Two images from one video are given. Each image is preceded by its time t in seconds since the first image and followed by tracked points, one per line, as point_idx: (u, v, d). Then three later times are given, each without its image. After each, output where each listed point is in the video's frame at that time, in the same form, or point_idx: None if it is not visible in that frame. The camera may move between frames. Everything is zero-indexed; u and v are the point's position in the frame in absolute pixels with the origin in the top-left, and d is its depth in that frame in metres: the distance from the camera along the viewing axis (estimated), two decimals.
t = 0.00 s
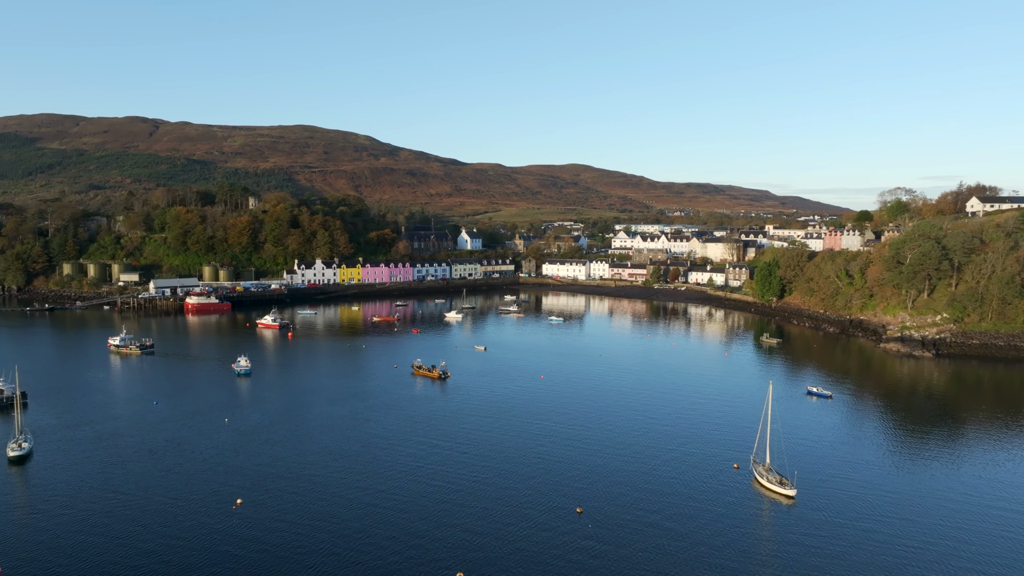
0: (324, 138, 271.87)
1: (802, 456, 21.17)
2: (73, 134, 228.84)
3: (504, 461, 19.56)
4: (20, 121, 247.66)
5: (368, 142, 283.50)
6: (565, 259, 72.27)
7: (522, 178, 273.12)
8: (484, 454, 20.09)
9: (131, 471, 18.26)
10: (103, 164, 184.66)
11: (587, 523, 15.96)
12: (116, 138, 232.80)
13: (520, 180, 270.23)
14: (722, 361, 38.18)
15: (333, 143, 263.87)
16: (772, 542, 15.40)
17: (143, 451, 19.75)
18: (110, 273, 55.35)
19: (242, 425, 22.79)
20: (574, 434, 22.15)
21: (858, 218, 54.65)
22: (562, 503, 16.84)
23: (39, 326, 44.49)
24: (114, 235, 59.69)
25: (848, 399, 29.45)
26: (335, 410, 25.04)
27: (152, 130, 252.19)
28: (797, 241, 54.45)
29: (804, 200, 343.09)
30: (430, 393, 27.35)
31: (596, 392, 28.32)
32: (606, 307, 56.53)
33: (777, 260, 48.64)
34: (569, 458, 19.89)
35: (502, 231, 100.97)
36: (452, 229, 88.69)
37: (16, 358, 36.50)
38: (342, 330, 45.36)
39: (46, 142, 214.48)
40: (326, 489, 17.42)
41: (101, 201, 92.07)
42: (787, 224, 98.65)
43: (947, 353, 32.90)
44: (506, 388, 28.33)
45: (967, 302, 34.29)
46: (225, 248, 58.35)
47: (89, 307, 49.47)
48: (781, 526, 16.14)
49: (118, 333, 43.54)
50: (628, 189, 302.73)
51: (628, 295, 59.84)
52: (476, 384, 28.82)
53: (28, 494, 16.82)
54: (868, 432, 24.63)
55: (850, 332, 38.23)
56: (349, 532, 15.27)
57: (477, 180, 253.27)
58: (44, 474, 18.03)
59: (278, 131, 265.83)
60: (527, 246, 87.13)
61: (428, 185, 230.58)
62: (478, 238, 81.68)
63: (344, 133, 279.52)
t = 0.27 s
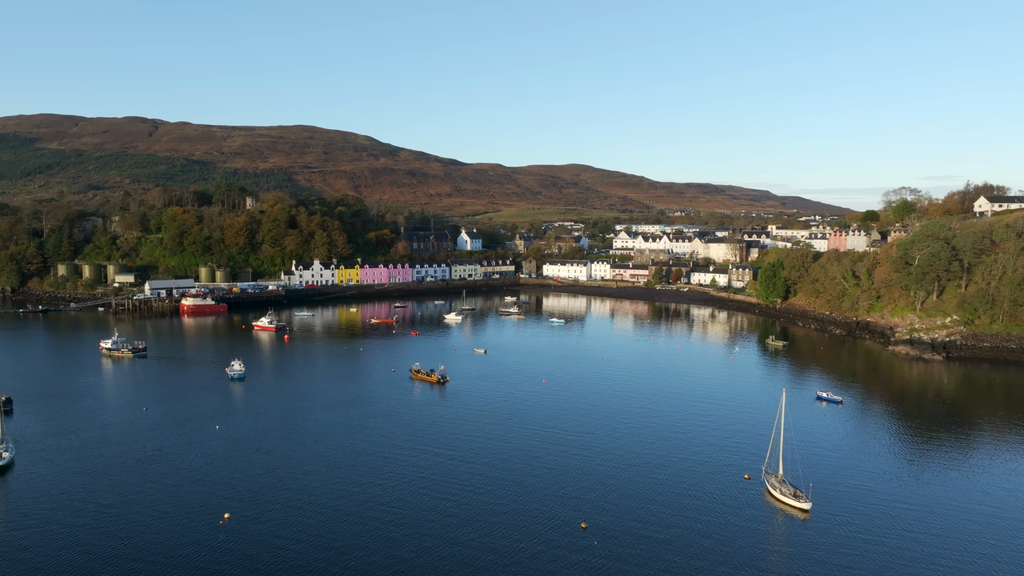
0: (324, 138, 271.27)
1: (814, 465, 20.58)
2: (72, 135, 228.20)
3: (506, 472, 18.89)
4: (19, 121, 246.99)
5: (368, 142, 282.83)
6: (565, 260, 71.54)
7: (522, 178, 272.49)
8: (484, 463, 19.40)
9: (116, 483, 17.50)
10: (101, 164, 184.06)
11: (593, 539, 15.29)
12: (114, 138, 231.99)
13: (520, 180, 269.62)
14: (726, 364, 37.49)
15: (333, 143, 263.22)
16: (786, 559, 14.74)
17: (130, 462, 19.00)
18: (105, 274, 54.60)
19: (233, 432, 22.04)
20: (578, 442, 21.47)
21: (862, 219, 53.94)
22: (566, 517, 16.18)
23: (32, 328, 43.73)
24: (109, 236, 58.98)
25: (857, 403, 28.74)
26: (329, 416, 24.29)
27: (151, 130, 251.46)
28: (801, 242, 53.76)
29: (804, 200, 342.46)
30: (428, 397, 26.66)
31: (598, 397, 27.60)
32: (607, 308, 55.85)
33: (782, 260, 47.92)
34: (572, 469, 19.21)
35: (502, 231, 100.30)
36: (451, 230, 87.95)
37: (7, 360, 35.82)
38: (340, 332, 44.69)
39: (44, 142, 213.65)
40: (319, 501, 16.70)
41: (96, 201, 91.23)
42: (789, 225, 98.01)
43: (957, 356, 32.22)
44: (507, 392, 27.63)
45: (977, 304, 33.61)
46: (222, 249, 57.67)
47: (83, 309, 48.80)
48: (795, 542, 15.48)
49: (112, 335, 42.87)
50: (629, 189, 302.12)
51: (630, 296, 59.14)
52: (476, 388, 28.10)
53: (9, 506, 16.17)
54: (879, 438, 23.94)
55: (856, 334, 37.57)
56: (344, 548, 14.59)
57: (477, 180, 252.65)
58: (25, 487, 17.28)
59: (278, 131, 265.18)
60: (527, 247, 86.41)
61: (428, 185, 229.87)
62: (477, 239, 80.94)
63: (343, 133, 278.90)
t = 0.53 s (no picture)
0: (323, 138, 270.69)
1: (829, 473, 19.83)
2: (71, 135, 227.59)
3: (507, 483, 18.22)
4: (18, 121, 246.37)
5: (367, 142, 282.17)
6: (566, 260, 70.84)
7: (522, 178, 271.92)
8: (484, 474, 18.73)
9: (100, 497, 16.77)
10: (100, 164, 183.50)
11: (600, 557, 14.62)
12: (114, 138, 231.28)
13: (520, 180, 269.07)
14: (730, 366, 36.82)
15: (332, 143, 262.63)
16: None
17: (114, 474, 18.24)
18: (100, 275, 53.92)
19: (222, 440, 21.30)
20: (580, 451, 20.78)
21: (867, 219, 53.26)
22: (571, 533, 15.50)
23: (25, 330, 43.04)
24: (105, 236, 58.28)
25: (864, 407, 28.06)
26: (322, 421, 23.58)
27: (150, 130, 250.82)
28: (805, 242, 53.08)
29: (805, 200, 341.98)
30: (427, 402, 25.98)
31: (600, 402, 26.90)
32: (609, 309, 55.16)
33: (786, 261, 47.24)
34: (575, 480, 18.53)
35: (502, 232, 99.66)
36: (451, 230, 87.25)
37: None
38: (338, 334, 44.01)
39: (43, 142, 212.94)
40: (312, 516, 15.99)
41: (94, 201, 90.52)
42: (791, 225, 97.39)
43: (968, 358, 31.52)
44: (506, 397, 26.94)
45: (988, 305, 32.93)
46: (219, 250, 57.00)
47: (78, 310, 48.12)
48: (811, 559, 14.80)
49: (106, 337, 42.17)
50: (629, 190, 301.56)
51: (631, 297, 58.46)
52: (475, 393, 27.41)
53: None
54: (890, 441, 23.23)
55: (864, 336, 36.90)
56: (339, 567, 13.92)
57: (477, 180, 252.10)
58: (5, 502, 16.54)
59: (277, 131, 264.56)
60: (528, 247, 85.69)
61: (428, 185, 229.12)
62: (477, 239, 80.24)
63: (343, 133, 278.35)
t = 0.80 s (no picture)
0: (323, 138, 270.09)
1: (843, 481, 19.25)
2: (70, 135, 227.02)
3: (508, 494, 17.57)
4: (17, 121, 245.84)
5: (367, 142, 281.52)
6: (567, 261, 70.20)
7: (522, 178, 271.31)
8: (484, 485, 18.09)
9: (83, 512, 16.06)
10: (99, 164, 182.94)
11: None
12: (113, 138, 230.59)
13: (520, 180, 268.47)
14: (734, 368, 36.18)
15: (332, 144, 262.02)
16: None
17: (98, 486, 17.53)
18: (95, 276, 53.25)
19: (212, 448, 20.61)
20: (584, 460, 20.14)
21: (872, 220, 52.64)
22: (575, 550, 14.85)
23: (17, 332, 42.34)
24: (100, 237, 57.60)
25: (873, 411, 27.42)
26: (316, 426, 22.91)
27: (150, 130, 250.27)
28: (809, 242, 52.40)
29: (805, 200, 341.40)
30: (426, 407, 25.34)
31: (602, 407, 26.27)
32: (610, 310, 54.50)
33: (790, 262, 46.55)
34: (579, 491, 17.90)
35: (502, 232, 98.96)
36: (450, 230, 86.57)
37: None
38: (336, 336, 43.35)
39: (41, 142, 212.26)
40: (305, 531, 15.33)
41: (90, 202, 89.82)
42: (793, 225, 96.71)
43: (979, 362, 30.87)
44: (506, 401, 26.31)
45: (999, 307, 32.28)
46: (215, 250, 56.33)
47: (72, 312, 47.46)
48: None
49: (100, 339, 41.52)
50: (629, 190, 300.95)
51: (633, 298, 57.79)
52: (474, 397, 26.76)
53: None
54: (902, 446, 22.60)
55: (871, 338, 36.26)
56: None
57: (477, 180, 251.48)
58: None
59: (277, 131, 263.99)
60: (528, 248, 85.03)
61: (428, 185, 228.44)
62: (477, 239, 79.58)
63: (343, 133, 277.74)
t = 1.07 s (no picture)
0: (323, 139, 269.56)
1: (859, 490, 18.56)
2: (69, 135, 226.34)
3: (509, 509, 16.83)
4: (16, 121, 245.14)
5: (367, 142, 280.81)
6: (568, 261, 69.54)
7: (522, 179, 270.64)
8: (484, 499, 17.34)
9: (62, 531, 15.31)
10: (98, 164, 182.34)
11: None
12: (112, 139, 230.01)
13: (520, 180, 267.81)
14: (738, 371, 35.50)
15: (331, 144, 261.38)
16: None
17: (80, 501, 16.79)
18: (90, 277, 52.57)
19: (201, 458, 19.87)
20: (587, 472, 19.42)
21: (878, 220, 51.97)
22: (581, 569, 14.24)
23: (10, 334, 41.69)
24: (96, 237, 56.92)
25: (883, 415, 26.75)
26: (310, 434, 22.19)
27: (149, 130, 249.75)
28: (814, 242, 51.72)
29: (805, 200, 340.82)
30: (424, 412, 24.62)
31: (606, 413, 25.59)
32: (611, 311, 53.83)
33: (795, 262, 45.89)
34: (583, 505, 17.16)
35: (502, 232, 98.32)
36: (450, 230, 85.89)
37: None
38: (335, 338, 42.71)
39: (40, 143, 211.70)
40: (298, 549, 14.64)
41: (88, 202, 89.25)
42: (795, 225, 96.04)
43: (991, 365, 30.22)
44: (507, 407, 25.63)
45: (1011, 309, 31.64)
46: (212, 251, 55.66)
47: (66, 313, 46.81)
48: None
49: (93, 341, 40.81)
50: (630, 190, 300.31)
51: (635, 299, 57.12)
52: (474, 402, 26.08)
53: None
54: (917, 453, 21.92)
55: (878, 340, 35.63)
56: None
57: (477, 180, 250.89)
58: None
59: (276, 131, 263.26)
60: (529, 248, 84.36)
61: (428, 186, 227.83)
62: (477, 239, 78.90)
63: (342, 133, 277.10)
